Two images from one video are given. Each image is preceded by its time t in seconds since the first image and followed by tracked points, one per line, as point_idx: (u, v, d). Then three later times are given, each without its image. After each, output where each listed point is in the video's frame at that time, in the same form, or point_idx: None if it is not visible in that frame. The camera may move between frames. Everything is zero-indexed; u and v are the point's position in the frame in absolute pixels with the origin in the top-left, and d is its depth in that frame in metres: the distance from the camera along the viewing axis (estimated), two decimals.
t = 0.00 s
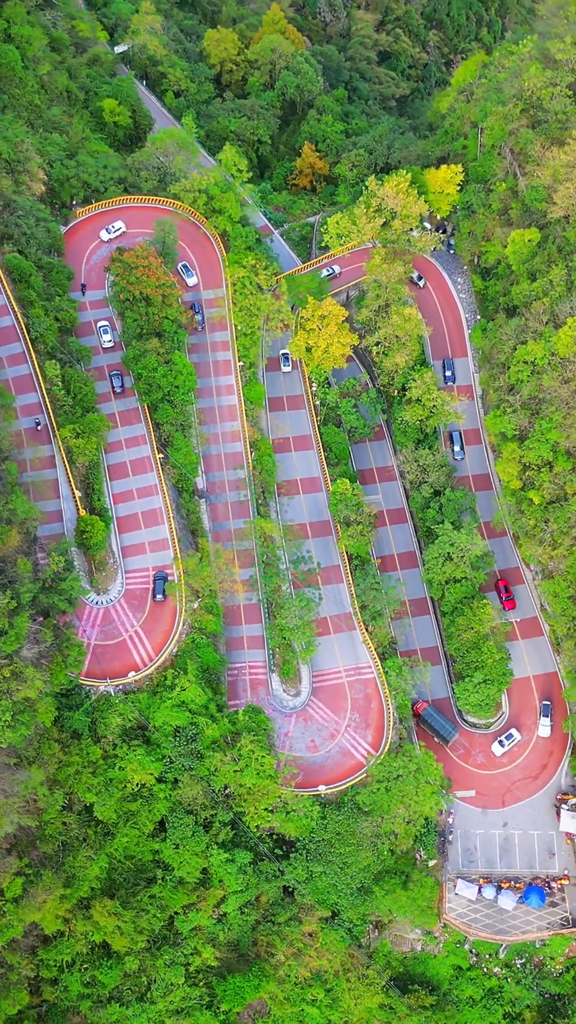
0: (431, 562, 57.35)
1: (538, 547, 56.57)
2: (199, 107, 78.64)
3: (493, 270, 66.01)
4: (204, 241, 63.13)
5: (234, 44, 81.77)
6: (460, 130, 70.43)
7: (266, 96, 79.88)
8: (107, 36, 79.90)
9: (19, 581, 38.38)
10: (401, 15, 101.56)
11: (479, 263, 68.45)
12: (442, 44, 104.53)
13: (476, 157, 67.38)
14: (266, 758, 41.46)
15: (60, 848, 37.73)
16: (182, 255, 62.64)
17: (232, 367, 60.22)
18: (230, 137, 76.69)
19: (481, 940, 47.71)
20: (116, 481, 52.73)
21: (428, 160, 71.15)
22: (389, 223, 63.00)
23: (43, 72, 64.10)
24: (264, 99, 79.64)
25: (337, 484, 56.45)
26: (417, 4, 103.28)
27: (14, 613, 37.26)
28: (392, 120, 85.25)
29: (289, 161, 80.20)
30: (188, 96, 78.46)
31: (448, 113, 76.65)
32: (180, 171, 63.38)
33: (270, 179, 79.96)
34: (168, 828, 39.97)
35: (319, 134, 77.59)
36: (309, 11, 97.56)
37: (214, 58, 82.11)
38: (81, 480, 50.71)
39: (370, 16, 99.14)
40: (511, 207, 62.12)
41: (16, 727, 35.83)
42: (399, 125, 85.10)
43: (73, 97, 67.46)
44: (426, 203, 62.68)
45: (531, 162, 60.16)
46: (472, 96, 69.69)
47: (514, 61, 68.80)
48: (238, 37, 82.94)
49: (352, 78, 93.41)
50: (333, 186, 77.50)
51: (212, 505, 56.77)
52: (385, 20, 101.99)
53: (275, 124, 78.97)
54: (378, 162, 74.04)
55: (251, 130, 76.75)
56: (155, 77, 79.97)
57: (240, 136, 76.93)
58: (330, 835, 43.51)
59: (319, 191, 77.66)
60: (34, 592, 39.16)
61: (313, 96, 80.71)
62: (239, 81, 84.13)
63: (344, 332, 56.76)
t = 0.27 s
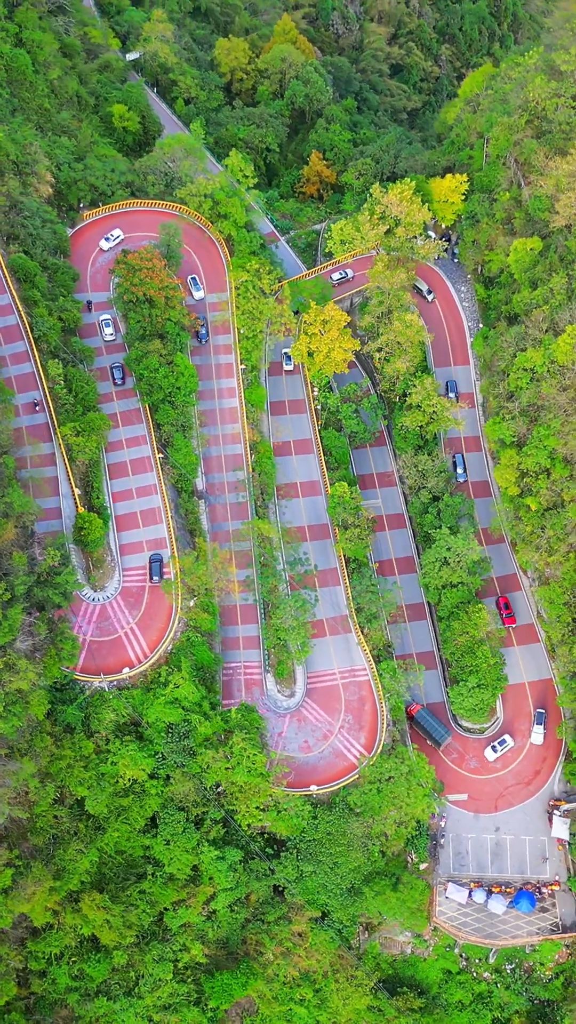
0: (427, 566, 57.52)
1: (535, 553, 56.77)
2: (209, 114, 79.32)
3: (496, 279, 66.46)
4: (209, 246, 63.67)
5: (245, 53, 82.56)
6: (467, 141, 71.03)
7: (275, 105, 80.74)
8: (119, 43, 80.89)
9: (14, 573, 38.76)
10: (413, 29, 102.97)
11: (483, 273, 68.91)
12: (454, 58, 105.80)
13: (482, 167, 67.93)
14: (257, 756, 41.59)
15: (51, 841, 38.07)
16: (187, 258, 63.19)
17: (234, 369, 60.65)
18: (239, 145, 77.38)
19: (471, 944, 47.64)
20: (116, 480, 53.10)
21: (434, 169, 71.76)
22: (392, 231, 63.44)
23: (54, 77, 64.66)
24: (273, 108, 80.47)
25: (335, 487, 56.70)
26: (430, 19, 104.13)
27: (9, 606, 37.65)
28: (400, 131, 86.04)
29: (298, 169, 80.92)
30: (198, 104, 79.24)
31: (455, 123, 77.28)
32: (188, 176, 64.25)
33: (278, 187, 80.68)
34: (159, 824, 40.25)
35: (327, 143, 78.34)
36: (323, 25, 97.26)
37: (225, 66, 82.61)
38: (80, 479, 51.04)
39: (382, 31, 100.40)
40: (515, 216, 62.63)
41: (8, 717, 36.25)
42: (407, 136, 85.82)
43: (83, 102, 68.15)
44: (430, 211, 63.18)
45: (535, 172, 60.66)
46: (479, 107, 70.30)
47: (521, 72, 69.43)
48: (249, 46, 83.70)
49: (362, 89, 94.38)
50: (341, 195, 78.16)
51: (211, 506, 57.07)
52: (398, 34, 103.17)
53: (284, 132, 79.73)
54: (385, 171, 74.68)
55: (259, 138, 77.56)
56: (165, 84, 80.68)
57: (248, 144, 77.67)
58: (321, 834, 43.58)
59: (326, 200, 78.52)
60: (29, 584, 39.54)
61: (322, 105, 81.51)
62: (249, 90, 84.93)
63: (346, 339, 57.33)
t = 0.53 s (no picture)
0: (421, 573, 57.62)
1: (529, 562, 57.09)
2: (216, 127, 80.33)
3: (496, 292, 67.14)
4: (212, 255, 64.47)
5: (253, 68, 83.78)
6: (470, 155, 71.90)
7: (282, 119, 81.76)
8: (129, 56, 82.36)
9: (7, 570, 39.27)
10: (423, 49, 104.31)
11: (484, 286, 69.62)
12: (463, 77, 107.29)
13: (484, 181, 68.75)
14: (246, 757, 41.73)
15: (40, 838, 38.43)
16: (189, 266, 63.98)
17: (234, 377, 61.26)
18: (244, 157, 77.86)
19: (459, 951, 47.68)
20: (114, 483, 53.58)
21: (437, 183, 72.64)
22: (393, 243, 64.09)
23: (61, 88, 65.62)
24: (280, 122, 81.64)
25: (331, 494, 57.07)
26: (439, 39, 105.87)
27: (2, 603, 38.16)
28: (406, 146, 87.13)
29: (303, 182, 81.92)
30: (205, 117, 80.40)
31: (459, 137, 78.18)
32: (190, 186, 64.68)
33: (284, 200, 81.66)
34: (149, 824, 40.48)
35: (332, 157, 79.40)
36: (332, 41, 100.11)
37: (233, 80, 84.00)
38: (78, 481, 51.59)
39: (391, 49, 101.83)
40: (516, 230, 63.40)
41: None
42: (411, 151, 86.67)
43: (91, 112, 69.26)
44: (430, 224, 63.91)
45: (535, 186, 61.39)
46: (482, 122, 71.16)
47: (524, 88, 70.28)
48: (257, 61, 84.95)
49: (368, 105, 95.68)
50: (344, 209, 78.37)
51: (208, 510, 57.48)
52: (407, 54, 104.80)
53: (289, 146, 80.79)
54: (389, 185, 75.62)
55: (265, 151, 78.23)
56: (173, 97, 81.99)
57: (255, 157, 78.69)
58: (309, 837, 43.56)
59: (330, 213, 78.18)
60: (21, 581, 40.06)
61: (329, 120, 82.64)
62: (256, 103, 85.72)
63: (345, 349, 57.87)
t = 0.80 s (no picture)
0: (415, 582, 57.88)
1: (521, 573, 57.42)
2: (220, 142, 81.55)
3: (494, 307, 67.92)
4: (212, 266, 65.34)
5: (258, 85, 85.18)
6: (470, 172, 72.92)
7: (285, 134, 82.93)
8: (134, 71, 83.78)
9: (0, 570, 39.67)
10: (429, 68, 106.06)
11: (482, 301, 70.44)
12: (468, 97, 109.12)
13: (484, 197, 69.69)
14: (236, 761, 41.80)
15: (29, 838, 38.44)
16: (189, 277, 64.81)
17: (232, 386, 61.88)
18: (248, 171, 79.09)
19: (447, 960, 47.67)
20: (110, 489, 54.09)
21: (438, 199, 73.64)
22: (392, 256, 64.79)
23: (66, 100, 66.68)
24: (284, 138, 82.90)
25: (326, 503, 57.49)
26: (445, 60, 107.99)
27: None
28: (409, 163, 88.43)
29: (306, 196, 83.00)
30: (209, 132, 81.51)
31: (460, 153, 79.21)
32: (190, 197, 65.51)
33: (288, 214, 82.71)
34: (138, 827, 40.69)
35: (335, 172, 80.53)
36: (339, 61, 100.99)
37: (238, 96, 85.37)
38: (74, 486, 52.16)
39: (397, 69, 104.24)
40: (513, 245, 64.23)
41: None
42: (413, 168, 87.74)
43: (95, 125, 70.41)
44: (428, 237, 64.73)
45: (532, 201, 62.25)
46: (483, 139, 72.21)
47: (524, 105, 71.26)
48: (262, 78, 86.34)
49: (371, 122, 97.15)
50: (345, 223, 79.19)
51: (204, 517, 57.89)
52: (414, 74, 106.63)
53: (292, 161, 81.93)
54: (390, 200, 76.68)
55: (268, 166, 79.08)
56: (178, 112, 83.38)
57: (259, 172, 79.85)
58: (298, 843, 43.52)
59: (331, 227, 79.11)
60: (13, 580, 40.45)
61: (332, 136, 83.93)
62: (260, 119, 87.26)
63: (342, 359, 58.23)
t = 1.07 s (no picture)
0: (408, 591, 58.18)
1: (514, 583, 57.78)
2: (224, 156, 82.65)
3: (492, 320, 68.71)
4: (212, 277, 66.15)
5: (261, 101, 86.51)
6: (470, 187, 74.03)
7: (288, 150, 84.20)
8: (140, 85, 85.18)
9: None
10: (434, 87, 108.78)
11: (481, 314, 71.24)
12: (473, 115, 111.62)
13: (483, 212, 70.72)
14: (227, 765, 41.94)
15: (19, 837, 38.86)
16: (189, 287, 65.60)
17: (230, 395, 62.51)
18: (251, 185, 80.25)
19: (436, 968, 47.65)
20: (107, 494, 54.49)
21: (438, 213, 74.70)
22: (390, 268, 65.68)
23: (71, 112, 67.84)
24: (287, 153, 84.11)
25: (320, 511, 57.95)
26: (452, 80, 111.47)
27: None
28: (410, 179, 89.69)
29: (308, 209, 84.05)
30: (213, 146, 82.61)
31: (461, 169, 80.40)
32: (191, 208, 66.33)
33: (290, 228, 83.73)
34: (128, 829, 40.91)
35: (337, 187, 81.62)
36: (345, 80, 103.70)
37: (242, 111, 86.76)
38: (71, 491, 52.55)
39: (402, 87, 106.58)
40: (511, 259, 65.13)
41: None
42: (415, 183, 88.96)
43: (99, 137, 71.67)
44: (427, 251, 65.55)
45: (530, 215, 63.21)
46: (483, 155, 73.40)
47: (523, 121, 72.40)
48: (266, 95, 87.91)
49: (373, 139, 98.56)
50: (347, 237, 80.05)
51: (200, 524, 58.26)
52: (419, 93, 109.30)
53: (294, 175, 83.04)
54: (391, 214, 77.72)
55: (271, 180, 80.20)
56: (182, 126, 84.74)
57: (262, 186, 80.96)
58: (288, 847, 43.63)
59: (333, 241, 79.59)
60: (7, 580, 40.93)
61: (334, 151, 85.16)
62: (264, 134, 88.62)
63: (340, 370, 59.17)
